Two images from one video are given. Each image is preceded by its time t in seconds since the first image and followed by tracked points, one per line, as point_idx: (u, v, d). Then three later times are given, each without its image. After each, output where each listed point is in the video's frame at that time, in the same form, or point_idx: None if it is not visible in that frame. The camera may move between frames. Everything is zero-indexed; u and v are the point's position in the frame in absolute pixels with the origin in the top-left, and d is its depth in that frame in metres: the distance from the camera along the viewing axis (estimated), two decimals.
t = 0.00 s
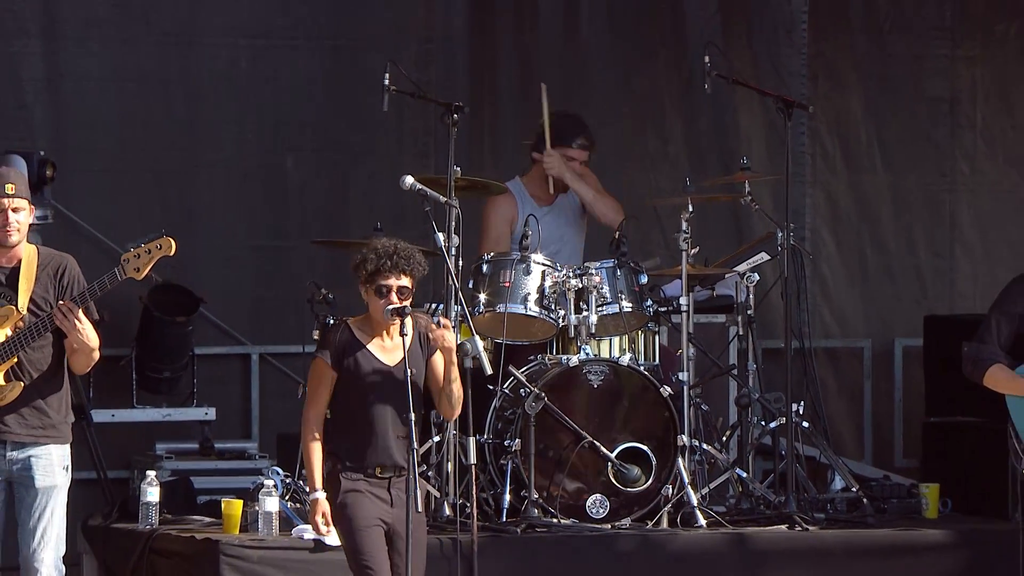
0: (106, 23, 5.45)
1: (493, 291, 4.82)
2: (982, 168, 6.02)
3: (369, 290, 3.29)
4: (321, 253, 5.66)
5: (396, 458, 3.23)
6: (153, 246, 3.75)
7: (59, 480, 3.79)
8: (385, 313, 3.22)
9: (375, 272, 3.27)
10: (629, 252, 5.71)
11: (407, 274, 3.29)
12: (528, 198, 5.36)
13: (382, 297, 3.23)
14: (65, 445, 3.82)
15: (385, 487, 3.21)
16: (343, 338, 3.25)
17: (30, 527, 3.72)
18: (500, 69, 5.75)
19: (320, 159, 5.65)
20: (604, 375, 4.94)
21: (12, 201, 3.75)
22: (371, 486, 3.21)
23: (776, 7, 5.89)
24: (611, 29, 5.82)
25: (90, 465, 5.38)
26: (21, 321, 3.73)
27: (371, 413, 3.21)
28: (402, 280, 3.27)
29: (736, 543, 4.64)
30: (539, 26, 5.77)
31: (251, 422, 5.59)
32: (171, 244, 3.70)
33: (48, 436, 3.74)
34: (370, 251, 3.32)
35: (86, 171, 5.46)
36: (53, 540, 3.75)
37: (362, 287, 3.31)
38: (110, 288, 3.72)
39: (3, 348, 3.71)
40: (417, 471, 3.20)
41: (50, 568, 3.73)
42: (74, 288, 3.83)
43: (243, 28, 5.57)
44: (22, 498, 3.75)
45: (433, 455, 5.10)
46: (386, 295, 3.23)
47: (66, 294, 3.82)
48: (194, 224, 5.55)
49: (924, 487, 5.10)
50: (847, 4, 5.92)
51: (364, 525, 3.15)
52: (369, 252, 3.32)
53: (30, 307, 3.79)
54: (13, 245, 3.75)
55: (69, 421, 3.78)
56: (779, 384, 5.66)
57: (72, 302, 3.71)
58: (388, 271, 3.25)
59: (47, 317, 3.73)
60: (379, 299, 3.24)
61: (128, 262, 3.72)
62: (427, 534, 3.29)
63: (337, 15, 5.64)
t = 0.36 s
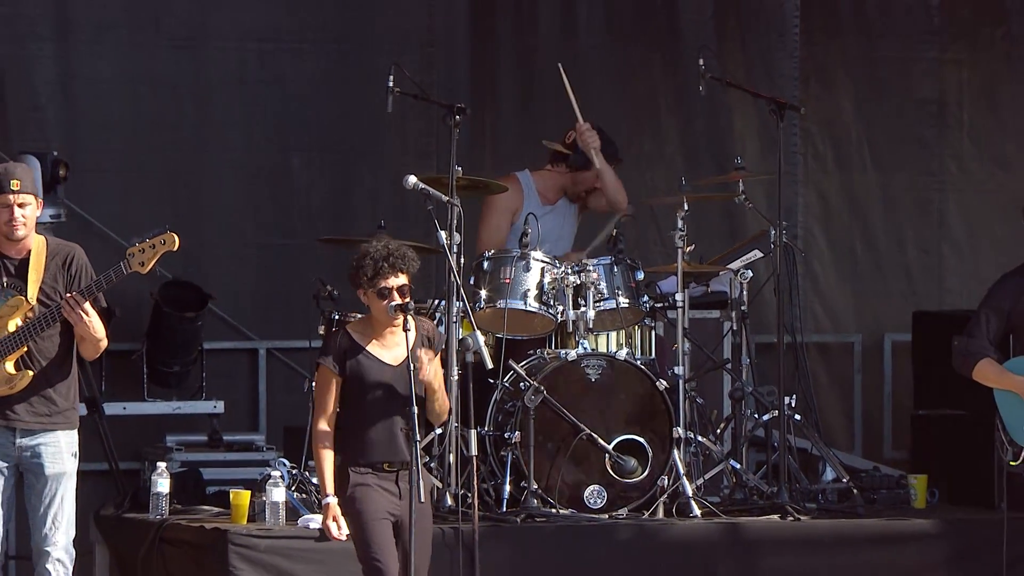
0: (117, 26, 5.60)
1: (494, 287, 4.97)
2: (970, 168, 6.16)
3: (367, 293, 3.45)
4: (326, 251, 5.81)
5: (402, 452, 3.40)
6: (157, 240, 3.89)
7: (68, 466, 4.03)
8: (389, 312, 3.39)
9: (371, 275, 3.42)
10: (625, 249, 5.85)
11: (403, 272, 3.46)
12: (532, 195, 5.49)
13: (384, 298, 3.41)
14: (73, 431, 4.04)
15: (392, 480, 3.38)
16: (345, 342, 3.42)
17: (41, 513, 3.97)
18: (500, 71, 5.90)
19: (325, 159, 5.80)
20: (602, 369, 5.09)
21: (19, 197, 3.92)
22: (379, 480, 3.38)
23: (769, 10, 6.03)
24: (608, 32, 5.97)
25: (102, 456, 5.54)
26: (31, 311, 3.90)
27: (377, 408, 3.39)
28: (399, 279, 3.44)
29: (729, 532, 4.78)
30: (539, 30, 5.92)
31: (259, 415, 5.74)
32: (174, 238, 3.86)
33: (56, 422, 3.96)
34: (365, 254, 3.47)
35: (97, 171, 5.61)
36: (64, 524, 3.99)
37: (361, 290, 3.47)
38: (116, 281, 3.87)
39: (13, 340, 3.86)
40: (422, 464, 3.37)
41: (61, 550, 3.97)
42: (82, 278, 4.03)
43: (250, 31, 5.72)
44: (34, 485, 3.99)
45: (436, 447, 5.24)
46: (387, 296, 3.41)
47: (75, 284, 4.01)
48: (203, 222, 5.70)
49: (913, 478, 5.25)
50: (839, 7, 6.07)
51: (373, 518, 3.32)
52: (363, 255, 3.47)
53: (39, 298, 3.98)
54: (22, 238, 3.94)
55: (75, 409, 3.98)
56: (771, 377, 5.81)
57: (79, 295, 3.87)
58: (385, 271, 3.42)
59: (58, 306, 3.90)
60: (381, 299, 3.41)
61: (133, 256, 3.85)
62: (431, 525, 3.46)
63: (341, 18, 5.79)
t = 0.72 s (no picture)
0: (128, 32, 5.77)
1: (495, 286, 5.13)
2: (958, 169, 6.33)
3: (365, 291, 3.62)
4: (330, 251, 5.97)
5: (405, 446, 3.58)
6: (165, 244, 3.98)
7: (86, 462, 4.20)
8: (391, 307, 3.54)
9: (367, 273, 3.61)
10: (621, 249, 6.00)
11: (396, 267, 3.65)
12: (530, 199, 5.68)
13: (384, 295, 3.57)
14: (91, 428, 4.21)
15: (395, 472, 3.57)
16: (351, 344, 3.56)
17: (59, 505, 4.15)
18: (499, 76, 6.06)
19: (329, 161, 5.96)
20: (599, 365, 5.25)
21: (36, 206, 4.06)
22: (382, 472, 3.57)
23: (761, 17, 6.19)
24: (605, 38, 6.13)
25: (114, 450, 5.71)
26: (46, 313, 4.08)
27: (384, 404, 3.55)
28: (393, 273, 3.63)
29: (722, 523, 4.95)
30: (537, 36, 6.08)
31: (266, 411, 5.91)
32: (182, 242, 3.93)
33: (73, 419, 4.13)
34: (360, 257, 3.67)
35: (109, 173, 5.77)
36: (80, 518, 4.17)
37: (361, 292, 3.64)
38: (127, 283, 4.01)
39: (30, 340, 4.05)
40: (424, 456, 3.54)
41: (77, 543, 4.15)
42: (95, 280, 4.17)
43: (257, 37, 5.88)
44: (53, 480, 4.18)
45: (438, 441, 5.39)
46: (387, 293, 3.56)
47: (89, 286, 4.17)
48: (211, 223, 5.86)
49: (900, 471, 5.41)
50: (830, 14, 6.23)
51: (376, 508, 3.50)
52: (358, 258, 3.67)
53: (56, 300, 4.14)
54: (37, 245, 4.09)
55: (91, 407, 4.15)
56: (763, 374, 5.97)
57: (92, 297, 4.03)
58: (380, 266, 3.60)
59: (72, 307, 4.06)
60: (381, 298, 3.57)
61: (141, 260, 3.95)
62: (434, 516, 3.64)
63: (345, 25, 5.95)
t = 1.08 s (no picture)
0: (139, 39, 5.93)
1: (494, 285, 5.29)
2: (945, 172, 6.49)
3: (365, 290, 3.78)
4: (334, 250, 6.14)
5: (408, 439, 3.75)
6: (181, 258, 4.14)
7: (98, 457, 4.36)
8: (393, 307, 3.71)
9: (367, 275, 3.76)
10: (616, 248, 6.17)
11: (394, 267, 3.80)
12: (528, 201, 5.85)
13: (384, 295, 3.72)
14: (104, 425, 4.38)
15: (399, 463, 3.74)
16: (352, 340, 3.75)
17: (72, 499, 4.30)
18: (499, 81, 6.23)
19: (334, 164, 6.13)
20: (595, 362, 5.43)
21: (57, 213, 4.21)
22: (388, 463, 3.73)
23: (753, 24, 6.36)
24: (600, 45, 6.30)
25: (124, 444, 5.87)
26: (62, 316, 4.25)
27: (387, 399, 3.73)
28: (392, 274, 3.78)
29: (716, 515, 5.11)
30: (535, 41, 6.25)
31: (271, 406, 6.07)
32: (197, 258, 4.09)
33: (87, 418, 4.29)
34: (358, 257, 3.82)
35: (120, 176, 5.93)
36: (92, 511, 4.33)
37: (359, 291, 3.80)
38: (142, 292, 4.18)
39: (46, 342, 4.22)
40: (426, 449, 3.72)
41: (89, 535, 4.30)
42: (108, 286, 4.36)
43: (263, 43, 6.05)
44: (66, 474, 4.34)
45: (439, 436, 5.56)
46: (388, 293, 3.72)
47: (103, 292, 4.34)
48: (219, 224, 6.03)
49: (888, 465, 5.58)
50: (821, 21, 6.40)
51: (384, 495, 3.65)
52: (355, 259, 3.82)
53: (70, 304, 4.32)
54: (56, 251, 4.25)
55: (105, 407, 4.32)
56: (755, 370, 6.14)
57: (107, 304, 4.19)
58: (379, 268, 3.75)
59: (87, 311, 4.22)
60: (381, 297, 3.72)
61: (158, 272, 4.10)
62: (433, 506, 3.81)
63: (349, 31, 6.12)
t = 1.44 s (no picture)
0: (148, 46, 6.10)
1: (495, 285, 5.46)
2: (932, 176, 6.67)
3: (368, 294, 3.97)
4: (338, 252, 6.31)
5: (406, 439, 3.96)
6: (195, 254, 4.39)
7: (107, 451, 4.53)
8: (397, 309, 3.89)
9: (372, 277, 3.97)
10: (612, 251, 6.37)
11: (395, 273, 4.01)
12: (527, 203, 6.02)
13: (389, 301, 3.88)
14: (112, 420, 4.55)
15: (397, 462, 3.94)
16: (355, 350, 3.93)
17: (83, 491, 4.48)
18: (498, 87, 6.41)
19: (339, 167, 6.30)
20: (592, 360, 5.59)
21: (71, 209, 4.43)
22: (386, 463, 3.93)
23: (745, 31, 6.54)
24: (597, 52, 6.48)
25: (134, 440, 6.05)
26: (73, 313, 4.43)
27: (387, 401, 3.94)
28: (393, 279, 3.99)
29: (710, 508, 5.29)
30: (534, 49, 6.43)
31: (277, 404, 6.25)
32: (212, 252, 4.35)
33: (97, 412, 4.47)
34: (361, 263, 4.02)
35: (131, 179, 6.10)
36: (103, 502, 4.51)
37: (360, 295, 3.99)
38: (155, 288, 4.37)
39: (59, 338, 4.40)
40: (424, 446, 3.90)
41: (100, 526, 4.48)
42: (119, 284, 4.54)
43: (270, 51, 6.22)
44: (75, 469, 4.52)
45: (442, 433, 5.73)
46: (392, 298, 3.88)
47: (113, 289, 4.53)
48: (226, 226, 6.20)
49: (876, 459, 5.75)
50: (812, 28, 6.58)
51: (380, 493, 3.85)
52: (358, 265, 4.03)
53: (82, 301, 4.49)
54: (68, 247, 4.45)
55: (113, 401, 4.50)
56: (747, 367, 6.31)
57: (121, 300, 4.40)
58: (384, 271, 3.96)
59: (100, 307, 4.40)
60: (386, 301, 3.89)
61: (173, 267, 4.34)
62: (434, 503, 3.97)
63: (352, 39, 6.29)
